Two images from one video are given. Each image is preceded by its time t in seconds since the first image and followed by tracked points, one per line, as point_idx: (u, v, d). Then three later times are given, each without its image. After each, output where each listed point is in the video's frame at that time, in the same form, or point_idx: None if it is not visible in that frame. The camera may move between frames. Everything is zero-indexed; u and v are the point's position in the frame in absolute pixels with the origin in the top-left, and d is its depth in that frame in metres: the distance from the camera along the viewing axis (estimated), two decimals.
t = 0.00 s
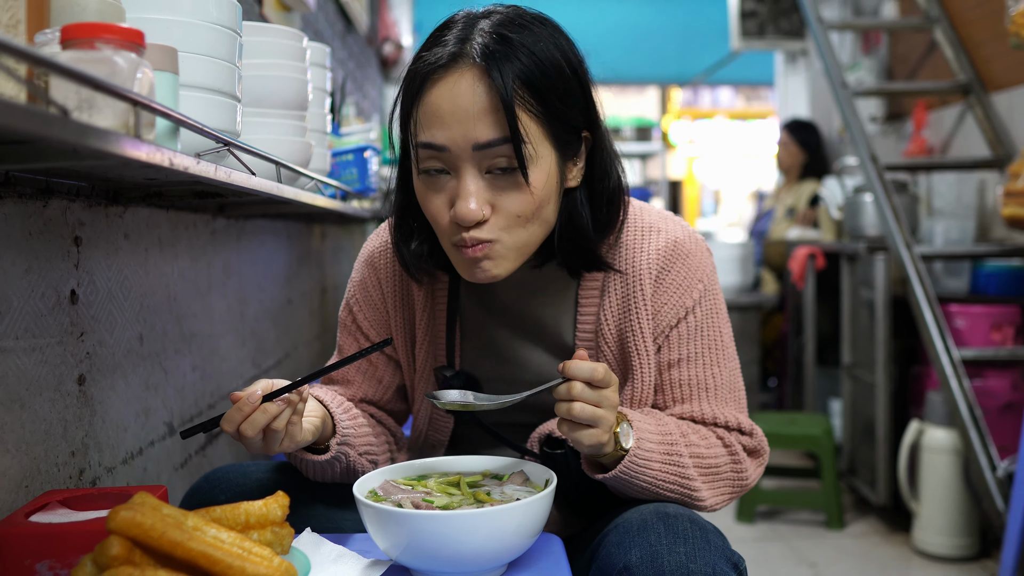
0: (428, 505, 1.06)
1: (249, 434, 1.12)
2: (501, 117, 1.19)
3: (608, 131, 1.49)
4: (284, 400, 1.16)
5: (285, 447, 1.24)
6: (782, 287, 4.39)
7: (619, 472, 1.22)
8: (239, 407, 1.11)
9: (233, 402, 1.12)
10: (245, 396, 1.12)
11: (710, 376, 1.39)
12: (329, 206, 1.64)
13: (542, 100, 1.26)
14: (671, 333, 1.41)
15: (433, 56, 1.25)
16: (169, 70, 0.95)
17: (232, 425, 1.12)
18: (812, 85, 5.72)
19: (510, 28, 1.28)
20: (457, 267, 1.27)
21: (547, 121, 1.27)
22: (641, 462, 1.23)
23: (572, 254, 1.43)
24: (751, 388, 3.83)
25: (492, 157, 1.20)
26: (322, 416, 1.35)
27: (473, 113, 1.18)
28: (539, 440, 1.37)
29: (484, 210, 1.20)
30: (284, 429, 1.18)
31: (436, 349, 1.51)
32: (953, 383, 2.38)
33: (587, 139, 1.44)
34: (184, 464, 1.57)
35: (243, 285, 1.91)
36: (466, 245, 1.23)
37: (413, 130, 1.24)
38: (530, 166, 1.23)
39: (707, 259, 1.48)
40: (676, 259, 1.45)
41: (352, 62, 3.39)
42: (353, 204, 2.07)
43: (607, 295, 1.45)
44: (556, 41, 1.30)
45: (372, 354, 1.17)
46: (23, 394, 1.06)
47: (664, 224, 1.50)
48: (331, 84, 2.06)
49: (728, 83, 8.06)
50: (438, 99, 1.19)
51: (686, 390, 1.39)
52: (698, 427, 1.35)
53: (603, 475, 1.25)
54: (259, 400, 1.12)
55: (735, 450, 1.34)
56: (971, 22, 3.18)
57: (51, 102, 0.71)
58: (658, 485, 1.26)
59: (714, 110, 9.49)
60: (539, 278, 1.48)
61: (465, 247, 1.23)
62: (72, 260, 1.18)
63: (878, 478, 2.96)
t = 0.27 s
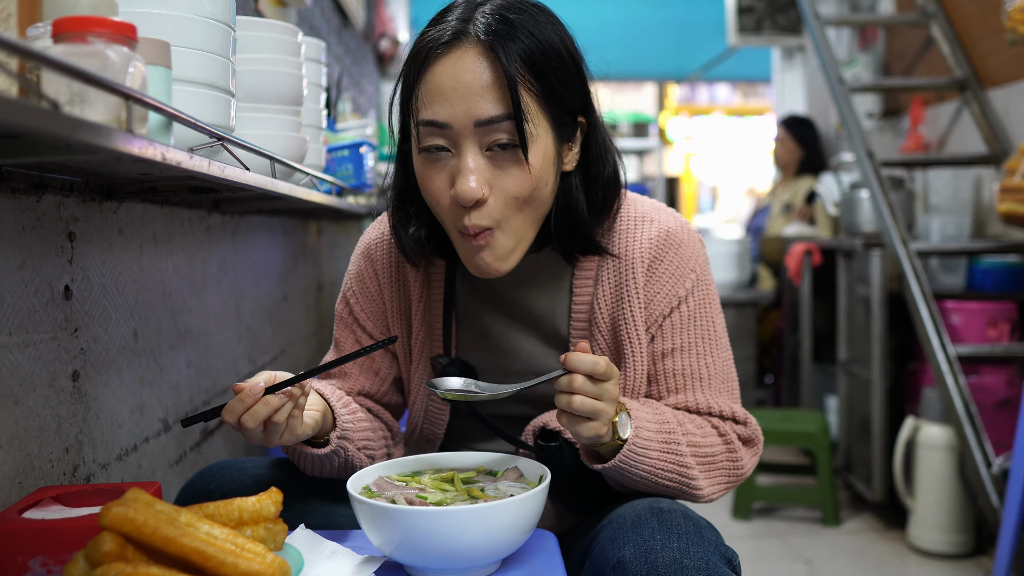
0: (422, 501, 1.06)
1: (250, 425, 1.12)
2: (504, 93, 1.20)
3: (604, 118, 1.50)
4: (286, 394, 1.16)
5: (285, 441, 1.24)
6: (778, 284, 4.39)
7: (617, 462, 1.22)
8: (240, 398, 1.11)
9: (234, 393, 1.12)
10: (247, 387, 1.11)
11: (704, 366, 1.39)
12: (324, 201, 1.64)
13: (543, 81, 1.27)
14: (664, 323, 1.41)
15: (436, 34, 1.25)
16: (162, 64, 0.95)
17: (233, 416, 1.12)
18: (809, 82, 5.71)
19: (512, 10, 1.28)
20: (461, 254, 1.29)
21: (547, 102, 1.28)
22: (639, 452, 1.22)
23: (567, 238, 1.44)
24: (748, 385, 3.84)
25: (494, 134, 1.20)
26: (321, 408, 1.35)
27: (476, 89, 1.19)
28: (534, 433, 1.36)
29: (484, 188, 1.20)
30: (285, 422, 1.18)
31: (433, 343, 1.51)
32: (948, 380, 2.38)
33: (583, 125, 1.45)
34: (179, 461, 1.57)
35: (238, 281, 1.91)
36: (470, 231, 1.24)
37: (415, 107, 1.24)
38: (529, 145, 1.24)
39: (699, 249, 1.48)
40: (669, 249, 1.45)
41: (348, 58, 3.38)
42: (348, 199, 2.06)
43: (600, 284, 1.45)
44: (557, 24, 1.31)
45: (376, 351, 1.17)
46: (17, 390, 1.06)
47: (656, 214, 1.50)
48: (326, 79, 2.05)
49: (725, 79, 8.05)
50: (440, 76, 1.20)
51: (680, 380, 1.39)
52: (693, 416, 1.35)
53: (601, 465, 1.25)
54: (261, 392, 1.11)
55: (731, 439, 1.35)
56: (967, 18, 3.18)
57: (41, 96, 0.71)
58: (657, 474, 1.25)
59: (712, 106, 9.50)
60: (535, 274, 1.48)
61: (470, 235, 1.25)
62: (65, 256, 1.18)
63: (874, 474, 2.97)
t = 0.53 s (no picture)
0: (418, 503, 1.06)
1: (246, 426, 1.12)
2: (498, 90, 1.20)
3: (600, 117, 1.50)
4: (281, 395, 1.16)
5: (279, 442, 1.24)
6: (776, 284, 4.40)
7: (620, 459, 1.21)
8: (236, 399, 1.11)
9: (230, 393, 1.12)
10: (243, 388, 1.11)
11: (700, 365, 1.39)
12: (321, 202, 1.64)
13: (539, 80, 1.27)
14: (660, 323, 1.41)
15: (432, 31, 1.26)
16: (156, 66, 0.95)
17: (228, 416, 1.11)
18: (806, 82, 5.72)
19: (509, 9, 1.29)
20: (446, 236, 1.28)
21: (542, 101, 1.28)
22: (641, 449, 1.22)
23: (560, 235, 1.43)
24: (745, 385, 3.84)
25: (487, 131, 1.20)
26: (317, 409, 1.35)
27: (471, 86, 1.19)
28: (530, 433, 1.36)
29: (478, 180, 1.21)
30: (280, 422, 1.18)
31: (429, 344, 1.51)
32: (946, 380, 2.38)
33: (579, 123, 1.44)
34: (176, 462, 1.57)
35: (235, 281, 1.91)
36: (459, 216, 1.24)
37: (410, 101, 1.24)
38: (523, 141, 1.24)
39: (694, 249, 1.48)
40: (664, 249, 1.45)
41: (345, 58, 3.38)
42: (345, 200, 2.06)
43: (595, 284, 1.45)
44: (554, 24, 1.31)
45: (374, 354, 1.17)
46: (13, 391, 1.05)
47: (651, 214, 1.50)
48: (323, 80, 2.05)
49: (722, 80, 8.05)
50: (436, 72, 1.20)
51: (677, 379, 1.39)
52: (691, 416, 1.35)
53: (602, 464, 1.24)
54: (257, 393, 1.11)
55: (728, 437, 1.35)
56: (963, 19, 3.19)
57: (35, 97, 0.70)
58: (658, 472, 1.25)
59: (709, 107, 9.38)
60: (532, 274, 1.48)
61: (459, 218, 1.25)
62: (61, 257, 1.18)
63: (871, 475, 2.97)
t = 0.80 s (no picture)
0: (417, 502, 1.06)
1: (249, 418, 1.12)
2: (500, 95, 1.20)
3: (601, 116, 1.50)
4: (287, 390, 1.16)
5: (281, 438, 1.24)
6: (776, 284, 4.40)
7: (620, 457, 1.21)
8: (242, 390, 1.11)
9: (236, 384, 1.12)
10: (250, 380, 1.11)
11: (699, 362, 1.39)
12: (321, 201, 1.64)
13: (540, 82, 1.27)
14: (658, 319, 1.41)
15: (433, 34, 1.25)
16: (156, 64, 0.95)
17: (232, 407, 1.11)
18: (806, 82, 5.71)
19: (508, 10, 1.28)
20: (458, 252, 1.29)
21: (543, 103, 1.28)
22: (641, 447, 1.22)
23: (563, 236, 1.44)
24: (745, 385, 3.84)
25: (489, 135, 1.20)
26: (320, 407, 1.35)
27: (472, 91, 1.18)
28: (530, 430, 1.37)
29: (482, 188, 1.20)
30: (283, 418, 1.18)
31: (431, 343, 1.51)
32: (946, 380, 2.38)
33: (579, 123, 1.44)
34: (176, 461, 1.57)
35: (235, 280, 1.91)
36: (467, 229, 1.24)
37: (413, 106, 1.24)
38: (525, 145, 1.24)
39: (694, 246, 1.48)
40: (663, 246, 1.45)
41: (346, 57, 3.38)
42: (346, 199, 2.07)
43: (595, 280, 1.45)
44: (553, 24, 1.31)
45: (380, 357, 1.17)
46: (12, 390, 1.05)
47: (651, 211, 1.50)
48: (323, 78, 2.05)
49: (722, 79, 8.05)
50: (438, 77, 1.20)
51: (675, 376, 1.39)
52: (690, 413, 1.35)
53: (603, 462, 1.24)
54: (263, 385, 1.11)
55: (728, 434, 1.34)
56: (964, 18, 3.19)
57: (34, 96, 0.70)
58: (659, 469, 1.25)
59: (709, 106, 9.41)
60: (532, 274, 1.48)
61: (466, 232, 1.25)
62: (61, 256, 1.18)
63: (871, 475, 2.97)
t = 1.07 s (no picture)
0: (418, 507, 1.06)
1: (247, 416, 1.12)
2: (507, 89, 1.20)
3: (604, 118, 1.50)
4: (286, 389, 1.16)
5: (278, 437, 1.25)
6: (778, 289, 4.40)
7: (623, 463, 1.21)
8: (242, 388, 1.11)
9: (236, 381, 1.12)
10: (250, 378, 1.11)
11: (699, 364, 1.39)
12: (323, 206, 1.65)
13: (546, 79, 1.27)
14: (658, 322, 1.41)
15: (441, 29, 1.26)
16: (159, 70, 0.95)
17: (231, 404, 1.12)
18: (808, 87, 5.72)
19: (515, 8, 1.29)
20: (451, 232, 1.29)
21: (548, 101, 1.29)
22: (645, 453, 1.22)
23: (562, 231, 1.44)
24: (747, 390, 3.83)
25: (494, 129, 1.20)
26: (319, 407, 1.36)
27: (479, 84, 1.19)
28: (530, 433, 1.38)
29: (486, 177, 1.21)
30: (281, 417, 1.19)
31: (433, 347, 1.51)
32: (948, 385, 2.37)
33: (582, 123, 1.45)
34: (177, 465, 1.57)
35: (237, 285, 1.91)
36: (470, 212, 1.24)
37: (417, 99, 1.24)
38: (530, 140, 1.25)
39: (694, 250, 1.48)
40: (663, 249, 1.45)
41: (348, 62, 3.39)
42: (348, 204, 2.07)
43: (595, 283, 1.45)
44: (560, 23, 1.31)
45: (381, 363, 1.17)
46: (14, 394, 1.06)
47: (651, 215, 1.50)
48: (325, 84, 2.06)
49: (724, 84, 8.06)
50: (445, 70, 1.21)
51: (676, 378, 1.39)
52: (691, 416, 1.35)
53: (605, 468, 1.24)
54: (263, 384, 1.11)
55: (729, 436, 1.34)
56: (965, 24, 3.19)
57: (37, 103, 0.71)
58: (663, 474, 1.24)
59: (711, 111, 9.33)
60: (533, 279, 1.48)
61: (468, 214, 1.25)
62: (63, 261, 1.18)
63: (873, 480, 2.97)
